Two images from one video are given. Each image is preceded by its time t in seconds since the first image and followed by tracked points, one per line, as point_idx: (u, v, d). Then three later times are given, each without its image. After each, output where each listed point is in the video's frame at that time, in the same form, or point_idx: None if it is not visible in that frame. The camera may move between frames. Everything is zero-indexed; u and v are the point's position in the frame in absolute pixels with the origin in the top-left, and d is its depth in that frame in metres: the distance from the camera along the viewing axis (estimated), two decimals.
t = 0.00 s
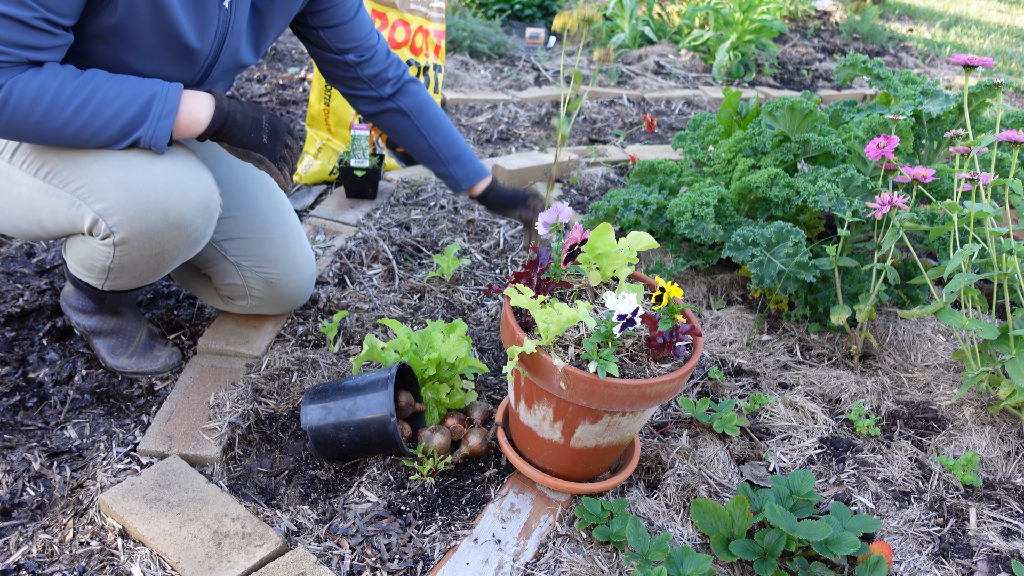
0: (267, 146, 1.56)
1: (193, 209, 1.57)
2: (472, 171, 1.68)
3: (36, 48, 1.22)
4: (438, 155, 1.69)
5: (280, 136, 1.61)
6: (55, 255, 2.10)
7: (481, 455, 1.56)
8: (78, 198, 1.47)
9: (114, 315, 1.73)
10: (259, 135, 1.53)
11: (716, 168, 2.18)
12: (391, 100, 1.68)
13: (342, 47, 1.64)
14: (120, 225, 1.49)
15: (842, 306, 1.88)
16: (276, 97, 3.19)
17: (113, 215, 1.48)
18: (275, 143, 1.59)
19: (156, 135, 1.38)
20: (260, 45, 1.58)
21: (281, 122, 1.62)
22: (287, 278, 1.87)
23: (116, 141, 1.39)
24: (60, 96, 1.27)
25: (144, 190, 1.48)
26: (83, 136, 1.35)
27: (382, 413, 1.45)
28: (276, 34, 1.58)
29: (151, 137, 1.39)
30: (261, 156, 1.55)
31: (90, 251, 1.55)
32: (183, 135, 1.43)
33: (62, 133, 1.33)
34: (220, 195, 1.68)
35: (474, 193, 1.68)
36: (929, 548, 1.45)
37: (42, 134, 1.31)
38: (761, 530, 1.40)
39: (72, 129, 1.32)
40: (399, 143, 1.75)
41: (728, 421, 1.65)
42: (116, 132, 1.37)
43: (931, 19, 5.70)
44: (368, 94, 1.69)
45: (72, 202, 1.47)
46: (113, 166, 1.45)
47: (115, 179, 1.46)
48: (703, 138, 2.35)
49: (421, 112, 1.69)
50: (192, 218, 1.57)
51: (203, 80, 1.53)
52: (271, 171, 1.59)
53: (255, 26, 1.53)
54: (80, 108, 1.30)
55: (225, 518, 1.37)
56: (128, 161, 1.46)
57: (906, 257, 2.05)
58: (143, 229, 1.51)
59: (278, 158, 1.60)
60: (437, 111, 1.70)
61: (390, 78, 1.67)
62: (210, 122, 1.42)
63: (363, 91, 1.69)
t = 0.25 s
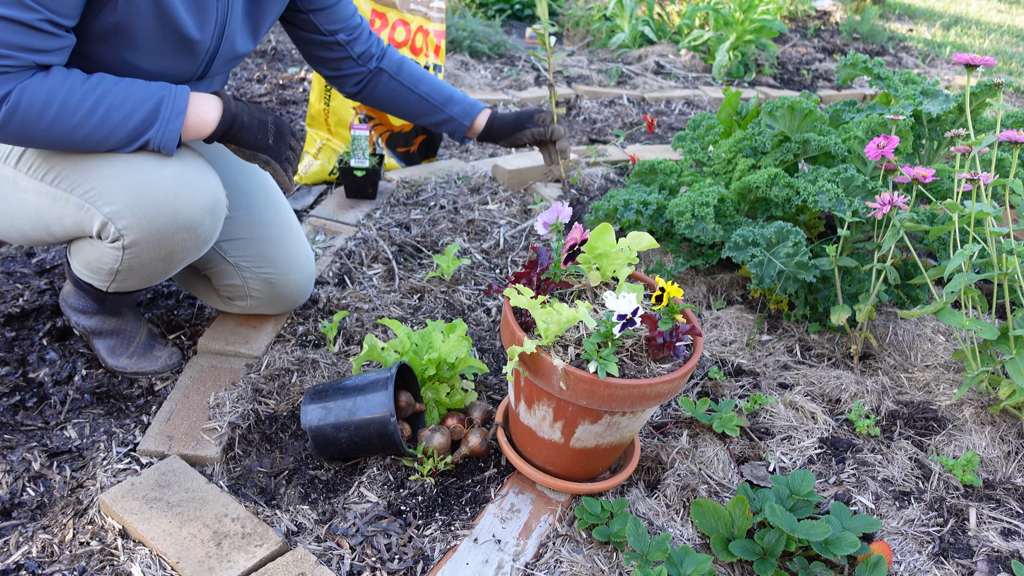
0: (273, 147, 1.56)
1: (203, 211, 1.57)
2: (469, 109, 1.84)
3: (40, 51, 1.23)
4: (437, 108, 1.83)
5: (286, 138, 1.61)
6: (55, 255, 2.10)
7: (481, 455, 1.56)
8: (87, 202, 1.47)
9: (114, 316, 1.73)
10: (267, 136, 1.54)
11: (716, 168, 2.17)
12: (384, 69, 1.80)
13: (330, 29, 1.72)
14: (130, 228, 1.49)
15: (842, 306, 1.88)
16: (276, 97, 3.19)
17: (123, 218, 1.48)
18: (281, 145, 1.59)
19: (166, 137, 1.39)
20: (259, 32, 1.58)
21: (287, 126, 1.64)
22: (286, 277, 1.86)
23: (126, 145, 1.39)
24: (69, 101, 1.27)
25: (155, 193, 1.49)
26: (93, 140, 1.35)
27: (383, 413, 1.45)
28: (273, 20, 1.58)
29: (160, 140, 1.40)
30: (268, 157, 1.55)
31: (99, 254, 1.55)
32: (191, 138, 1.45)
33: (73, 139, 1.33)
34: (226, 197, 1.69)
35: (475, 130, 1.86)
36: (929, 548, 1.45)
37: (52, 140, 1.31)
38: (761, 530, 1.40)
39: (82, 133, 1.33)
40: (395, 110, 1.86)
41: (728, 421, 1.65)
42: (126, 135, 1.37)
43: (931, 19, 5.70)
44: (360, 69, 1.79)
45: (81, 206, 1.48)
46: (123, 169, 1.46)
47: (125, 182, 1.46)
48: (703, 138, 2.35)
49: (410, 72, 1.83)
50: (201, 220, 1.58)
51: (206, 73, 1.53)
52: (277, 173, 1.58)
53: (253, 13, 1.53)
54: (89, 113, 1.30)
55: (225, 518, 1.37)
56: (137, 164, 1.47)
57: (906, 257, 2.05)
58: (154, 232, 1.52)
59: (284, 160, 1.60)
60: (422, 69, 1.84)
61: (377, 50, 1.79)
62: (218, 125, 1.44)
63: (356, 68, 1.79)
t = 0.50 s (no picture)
0: (274, 151, 1.57)
1: (206, 213, 1.58)
2: (466, 134, 1.75)
3: (39, 53, 1.22)
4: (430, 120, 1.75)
5: (285, 141, 1.62)
6: (55, 255, 2.10)
7: (481, 455, 1.56)
8: (89, 205, 1.47)
9: (115, 315, 1.73)
10: (266, 141, 1.55)
11: (716, 167, 2.17)
12: (380, 66, 1.73)
13: (328, 17, 1.66)
14: (133, 231, 1.49)
15: (842, 306, 1.88)
16: (276, 97, 3.19)
17: (126, 221, 1.48)
18: (281, 149, 1.60)
19: (168, 140, 1.39)
20: (251, 25, 1.58)
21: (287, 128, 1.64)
22: (285, 277, 1.86)
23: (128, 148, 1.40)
24: (71, 104, 1.27)
25: (158, 196, 1.49)
26: (95, 144, 1.35)
27: (382, 413, 1.45)
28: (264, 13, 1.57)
29: (163, 143, 1.40)
30: (268, 160, 1.56)
31: (102, 257, 1.55)
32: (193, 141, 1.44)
33: (75, 142, 1.33)
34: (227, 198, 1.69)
35: (467, 155, 1.76)
36: (929, 548, 1.45)
37: (54, 143, 1.31)
38: (761, 530, 1.40)
39: (84, 137, 1.33)
40: (388, 111, 1.79)
41: (728, 421, 1.65)
42: (128, 139, 1.37)
43: (931, 19, 5.70)
44: (355, 62, 1.73)
45: (83, 210, 1.47)
46: (126, 173, 1.46)
47: (128, 185, 1.46)
48: (703, 138, 2.35)
49: (408, 76, 1.74)
50: (204, 222, 1.58)
51: (201, 66, 1.55)
52: (276, 176, 1.59)
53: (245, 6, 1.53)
54: (92, 116, 1.30)
55: (225, 518, 1.37)
56: (140, 167, 1.47)
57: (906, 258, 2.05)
58: (157, 234, 1.52)
59: (284, 164, 1.61)
60: (421, 75, 1.76)
61: (376, 44, 1.72)
62: (220, 129, 1.44)
63: (351, 60, 1.72)
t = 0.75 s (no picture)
0: (275, 157, 1.57)
1: (210, 214, 1.58)
2: (448, 150, 1.75)
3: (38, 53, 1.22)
4: (412, 130, 1.74)
5: (286, 146, 1.61)
6: (56, 255, 2.10)
7: (481, 455, 1.56)
8: (93, 208, 1.47)
9: (115, 316, 1.73)
10: (268, 146, 1.55)
11: (716, 168, 2.17)
12: (364, 73, 1.73)
13: (314, 21, 1.67)
14: (137, 233, 1.50)
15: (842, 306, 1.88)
16: (276, 97, 3.19)
17: (130, 224, 1.48)
18: (282, 155, 1.59)
19: (171, 144, 1.40)
20: (245, 24, 1.58)
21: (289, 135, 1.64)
22: (285, 278, 1.86)
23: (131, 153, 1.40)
24: (74, 108, 1.27)
25: (162, 198, 1.49)
26: (99, 148, 1.36)
27: (382, 413, 1.45)
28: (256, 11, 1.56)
29: (166, 147, 1.41)
30: (269, 166, 1.55)
31: (105, 259, 1.55)
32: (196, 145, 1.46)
33: (78, 146, 1.33)
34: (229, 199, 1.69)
35: (446, 173, 1.76)
36: (929, 548, 1.45)
37: (58, 148, 1.32)
38: (761, 530, 1.40)
39: (87, 141, 1.33)
40: (368, 120, 1.79)
41: (728, 421, 1.65)
42: (131, 143, 1.38)
43: (931, 19, 5.70)
44: (339, 68, 1.73)
45: (87, 212, 1.48)
46: (130, 175, 1.46)
47: (132, 188, 1.46)
48: (703, 138, 2.35)
49: (391, 86, 1.75)
50: (208, 224, 1.59)
51: (198, 66, 1.54)
52: (277, 183, 1.58)
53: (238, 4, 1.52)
54: (95, 121, 1.31)
55: (225, 518, 1.37)
56: (144, 170, 1.47)
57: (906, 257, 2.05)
58: (161, 236, 1.52)
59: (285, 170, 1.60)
60: (406, 88, 1.77)
61: (362, 52, 1.74)
62: (223, 132, 1.45)
63: (335, 65, 1.73)
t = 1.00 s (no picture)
0: (279, 158, 1.58)
1: (214, 218, 1.59)
2: (432, 133, 1.75)
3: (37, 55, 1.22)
4: (394, 116, 1.75)
5: (291, 146, 1.63)
6: (56, 255, 2.10)
7: (481, 455, 1.56)
8: (97, 210, 1.47)
9: (115, 317, 1.72)
10: (272, 147, 1.56)
11: (716, 168, 2.17)
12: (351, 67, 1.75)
13: (304, 17, 1.67)
14: (142, 236, 1.50)
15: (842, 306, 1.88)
16: (276, 97, 3.19)
17: (136, 226, 1.49)
18: (287, 156, 1.61)
19: (176, 147, 1.41)
20: (241, 19, 1.57)
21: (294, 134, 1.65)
22: (286, 278, 1.86)
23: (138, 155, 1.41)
24: (79, 113, 1.28)
25: (168, 201, 1.50)
26: (103, 153, 1.36)
27: (382, 413, 1.45)
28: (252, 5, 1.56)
29: (172, 151, 1.42)
30: (274, 167, 1.58)
31: (109, 261, 1.55)
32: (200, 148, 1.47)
33: (84, 151, 1.34)
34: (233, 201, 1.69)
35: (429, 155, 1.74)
36: (929, 548, 1.45)
37: (62, 153, 1.32)
38: (761, 530, 1.40)
39: (92, 146, 1.34)
40: (356, 112, 1.80)
41: (728, 421, 1.65)
42: (137, 147, 1.38)
43: (931, 19, 5.70)
44: (327, 63, 1.74)
45: (91, 215, 1.48)
46: (136, 178, 1.46)
47: (138, 191, 1.47)
48: (703, 138, 2.35)
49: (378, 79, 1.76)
50: (213, 226, 1.59)
51: (196, 62, 1.54)
52: (283, 183, 1.61)
53: None
54: (100, 126, 1.32)
55: (225, 518, 1.37)
56: (150, 173, 1.47)
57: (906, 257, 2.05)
58: (167, 239, 1.53)
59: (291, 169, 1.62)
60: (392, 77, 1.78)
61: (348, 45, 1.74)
62: (225, 136, 1.46)
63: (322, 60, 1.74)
